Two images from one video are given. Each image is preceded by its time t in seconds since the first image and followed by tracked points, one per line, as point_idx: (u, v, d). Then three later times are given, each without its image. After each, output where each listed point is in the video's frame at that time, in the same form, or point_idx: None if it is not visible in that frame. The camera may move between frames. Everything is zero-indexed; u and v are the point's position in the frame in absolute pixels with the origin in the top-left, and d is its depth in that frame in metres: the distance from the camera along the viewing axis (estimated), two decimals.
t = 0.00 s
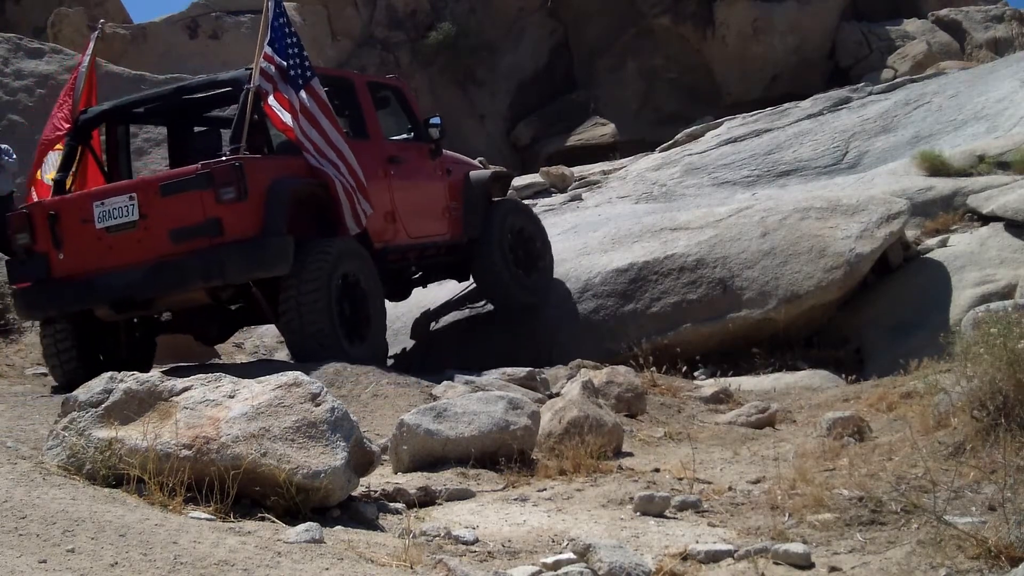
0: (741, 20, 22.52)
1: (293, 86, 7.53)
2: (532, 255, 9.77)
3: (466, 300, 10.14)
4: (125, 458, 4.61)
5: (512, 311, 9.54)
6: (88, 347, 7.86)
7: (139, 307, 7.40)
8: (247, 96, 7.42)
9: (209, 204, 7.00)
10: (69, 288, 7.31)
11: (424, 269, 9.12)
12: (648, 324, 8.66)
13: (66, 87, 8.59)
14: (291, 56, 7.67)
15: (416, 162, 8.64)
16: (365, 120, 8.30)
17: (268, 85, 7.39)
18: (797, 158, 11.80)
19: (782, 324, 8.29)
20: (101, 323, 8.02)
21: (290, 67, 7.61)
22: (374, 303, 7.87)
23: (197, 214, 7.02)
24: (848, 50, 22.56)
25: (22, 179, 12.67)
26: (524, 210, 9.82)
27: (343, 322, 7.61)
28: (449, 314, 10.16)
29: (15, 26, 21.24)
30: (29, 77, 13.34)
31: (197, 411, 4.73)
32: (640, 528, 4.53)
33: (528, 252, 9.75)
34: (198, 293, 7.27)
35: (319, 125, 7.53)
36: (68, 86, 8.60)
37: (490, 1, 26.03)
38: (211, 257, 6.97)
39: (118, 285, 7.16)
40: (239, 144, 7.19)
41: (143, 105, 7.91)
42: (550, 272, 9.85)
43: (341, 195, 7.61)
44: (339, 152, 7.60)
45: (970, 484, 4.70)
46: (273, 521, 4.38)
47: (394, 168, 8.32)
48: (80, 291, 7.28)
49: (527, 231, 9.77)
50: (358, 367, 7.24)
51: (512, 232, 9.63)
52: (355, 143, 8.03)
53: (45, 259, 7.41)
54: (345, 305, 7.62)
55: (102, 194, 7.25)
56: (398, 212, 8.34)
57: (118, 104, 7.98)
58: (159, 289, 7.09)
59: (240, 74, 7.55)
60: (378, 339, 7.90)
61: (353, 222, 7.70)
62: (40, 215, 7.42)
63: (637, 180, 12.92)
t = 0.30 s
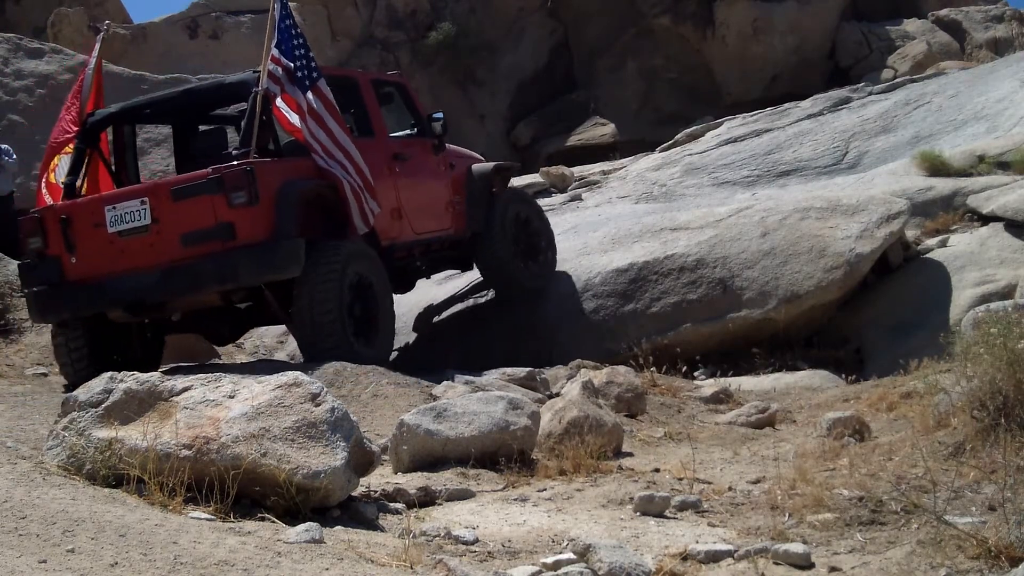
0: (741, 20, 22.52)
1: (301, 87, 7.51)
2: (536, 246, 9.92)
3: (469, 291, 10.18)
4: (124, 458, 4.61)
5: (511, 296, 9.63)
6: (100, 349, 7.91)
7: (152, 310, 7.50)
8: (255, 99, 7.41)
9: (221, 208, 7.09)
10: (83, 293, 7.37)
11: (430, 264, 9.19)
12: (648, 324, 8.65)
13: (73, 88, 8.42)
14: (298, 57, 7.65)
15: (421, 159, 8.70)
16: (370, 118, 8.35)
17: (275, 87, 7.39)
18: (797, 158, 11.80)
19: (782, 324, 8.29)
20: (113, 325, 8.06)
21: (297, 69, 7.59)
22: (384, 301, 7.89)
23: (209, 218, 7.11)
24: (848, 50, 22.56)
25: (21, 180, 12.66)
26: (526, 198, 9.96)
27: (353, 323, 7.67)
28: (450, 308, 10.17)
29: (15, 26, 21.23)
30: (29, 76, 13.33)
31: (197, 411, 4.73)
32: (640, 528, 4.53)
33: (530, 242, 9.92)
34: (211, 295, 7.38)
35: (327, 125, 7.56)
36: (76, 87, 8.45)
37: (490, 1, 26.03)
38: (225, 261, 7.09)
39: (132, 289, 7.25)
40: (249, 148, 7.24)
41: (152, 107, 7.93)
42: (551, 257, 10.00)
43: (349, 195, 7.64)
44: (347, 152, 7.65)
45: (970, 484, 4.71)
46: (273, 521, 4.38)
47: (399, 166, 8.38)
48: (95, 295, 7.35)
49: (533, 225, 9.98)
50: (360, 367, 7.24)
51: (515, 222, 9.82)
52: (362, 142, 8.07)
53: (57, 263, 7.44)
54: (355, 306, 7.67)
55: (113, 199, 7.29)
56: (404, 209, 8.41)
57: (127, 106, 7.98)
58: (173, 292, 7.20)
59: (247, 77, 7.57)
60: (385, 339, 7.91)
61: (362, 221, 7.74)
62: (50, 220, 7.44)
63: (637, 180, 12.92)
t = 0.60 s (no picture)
0: (741, 20, 22.51)
1: (305, 86, 7.51)
2: (541, 239, 10.06)
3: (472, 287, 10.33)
4: (125, 458, 4.61)
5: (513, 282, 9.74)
6: (110, 348, 7.96)
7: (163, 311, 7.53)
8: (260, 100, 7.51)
9: (229, 209, 7.13)
10: (95, 295, 7.43)
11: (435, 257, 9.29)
12: (648, 325, 8.65)
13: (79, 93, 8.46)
14: (301, 56, 7.62)
15: (424, 153, 8.79)
16: (374, 115, 8.45)
17: (279, 86, 7.41)
18: (797, 158, 11.80)
19: (782, 324, 8.29)
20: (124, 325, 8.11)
21: (300, 68, 7.56)
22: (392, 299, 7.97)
23: (217, 219, 7.15)
24: (848, 50, 22.56)
25: (22, 180, 12.67)
26: (526, 186, 10.11)
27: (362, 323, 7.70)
28: (453, 299, 10.27)
29: (15, 26, 21.20)
30: (29, 76, 13.33)
31: (197, 411, 4.73)
32: (639, 528, 4.54)
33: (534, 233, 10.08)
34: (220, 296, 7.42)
35: (334, 124, 7.59)
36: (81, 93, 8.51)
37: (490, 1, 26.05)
38: (234, 261, 7.12)
39: (143, 290, 7.30)
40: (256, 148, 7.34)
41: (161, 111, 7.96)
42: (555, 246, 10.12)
43: (355, 192, 7.66)
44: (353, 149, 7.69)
45: (970, 484, 4.71)
46: (273, 521, 4.38)
47: (402, 161, 8.48)
48: (106, 297, 7.40)
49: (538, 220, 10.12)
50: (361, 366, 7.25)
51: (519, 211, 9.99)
52: (366, 140, 8.14)
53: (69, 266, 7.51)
54: (364, 306, 7.72)
55: (122, 201, 7.35)
56: (408, 204, 8.52)
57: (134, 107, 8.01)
58: (183, 293, 7.24)
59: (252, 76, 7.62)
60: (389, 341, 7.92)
61: (367, 217, 7.77)
62: (62, 223, 7.52)
63: (637, 180, 12.92)
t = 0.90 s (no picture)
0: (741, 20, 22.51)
1: (319, 90, 7.58)
2: (547, 230, 10.12)
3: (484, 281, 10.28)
4: (124, 458, 4.61)
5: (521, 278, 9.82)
6: (124, 349, 8.04)
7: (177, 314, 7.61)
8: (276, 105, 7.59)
9: (247, 216, 7.22)
10: (110, 297, 7.48)
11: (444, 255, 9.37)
12: (648, 325, 8.65)
13: (92, 90, 8.48)
14: (316, 60, 7.69)
15: (434, 152, 8.88)
16: (386, 116, 8.52)
17: (294, 92, 7.46)
18: (797, 158, 11.80)
19: (782, 324, 8.30)
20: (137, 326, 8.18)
21: (315, 72, 7.65)
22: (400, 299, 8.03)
23: (235, 225, 7.24)
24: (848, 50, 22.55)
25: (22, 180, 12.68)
26: (534, 179, 10.14)
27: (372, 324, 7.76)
28: (462, 289, 10.25)
29: (15, 26, 21.16)
30: (29, 76, 13.33)
31: (197, 411, 4.73)
32: (639, 528, 4.54)
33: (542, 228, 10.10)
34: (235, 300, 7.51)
35: (346, 127, 7.68)
36: (94, 90, 8.56)
37: (490, 2, 26.09)
38: (252, 268, 7.22)
39: (159, 294, 7.36)
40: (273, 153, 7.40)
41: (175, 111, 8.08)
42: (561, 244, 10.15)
43: (368, 196, 7.78)
44: (366, 152, 7.79)
45: (970, 484, 4.71)
46: (272, 521, 4.38)
47: (414, 162, 8.56)
48: (121, 299, 7.46)
49: (546, 216, 10.14)
50: (363, 367, 7.26)
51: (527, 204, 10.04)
52: (378, 142, 8.24)
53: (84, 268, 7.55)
54: (375, 308, 7.79)
55: (139, 205, 7.40)
56: (419, 204, 8.61)
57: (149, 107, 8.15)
58: (199, 298, 7.32)
59: (267, 81, 7.73)
60: (395, 343, 7.94)
61: (378, 220, 7.90)
62: (77, 224, 7.56)
63: (637, 180, 12.92)
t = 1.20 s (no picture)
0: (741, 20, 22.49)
1: (329, 92, 7.65)
2: (552, 224, 10.17)
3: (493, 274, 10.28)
4: (124, 458, 4.61)
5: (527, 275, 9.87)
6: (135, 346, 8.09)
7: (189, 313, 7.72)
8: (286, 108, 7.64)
9: (258, 220, 7.30)
10: (122, 298, 7.57)
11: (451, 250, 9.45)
12: (648, 325, 8.65)
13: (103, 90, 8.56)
14: (325, 62, 7.73)
15: (440, 150, 8.95)
16: (392, 115, 8.57)
17: (305, 94, 7.51)
18: (797, 158, 11.80)
19: (782, 324, 8.30)
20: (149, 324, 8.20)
21: (325, 74, 7.69)
22: (408, 297, 8.10)
23: (245, 229, 7.32)
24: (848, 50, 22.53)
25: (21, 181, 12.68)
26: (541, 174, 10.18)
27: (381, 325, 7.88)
28: (468, 284, 10.30)
29: (15, 26, 21.09)
30: (29, 76, 13.34)
31: (197, 411, 4.73)
32: (640, 528, 4.54)
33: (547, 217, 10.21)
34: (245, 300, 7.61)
35: (355, 129, 7.75)
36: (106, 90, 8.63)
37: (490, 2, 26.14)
38: (263, 271, 7.33)
39: (172, 295, 7.46)
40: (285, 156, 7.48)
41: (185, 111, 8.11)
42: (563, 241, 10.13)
43: (374, 196, 7.84)
44: (373, 153, 7.86)
45: (970, 484, 4.71)
46: (272, 521, 4.38)
47: (421, 160, 8.62)
48: (135, 300, 7.55)
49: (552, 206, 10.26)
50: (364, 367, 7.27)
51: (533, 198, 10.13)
52: (385, 141, 8.29)
53: (96, 268, 7.64)
54: (383, 307, 7.89)
55: (150, 207, 7.47)
56: (426, 202, 8.68)
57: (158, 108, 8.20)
58: (211, 299, 7.42)
59: (277, 82, 7.79)
60: (401, 343, 7.99)
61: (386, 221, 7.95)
62: (90, 225, 7.63)
63: (637, 180, 12.92)
